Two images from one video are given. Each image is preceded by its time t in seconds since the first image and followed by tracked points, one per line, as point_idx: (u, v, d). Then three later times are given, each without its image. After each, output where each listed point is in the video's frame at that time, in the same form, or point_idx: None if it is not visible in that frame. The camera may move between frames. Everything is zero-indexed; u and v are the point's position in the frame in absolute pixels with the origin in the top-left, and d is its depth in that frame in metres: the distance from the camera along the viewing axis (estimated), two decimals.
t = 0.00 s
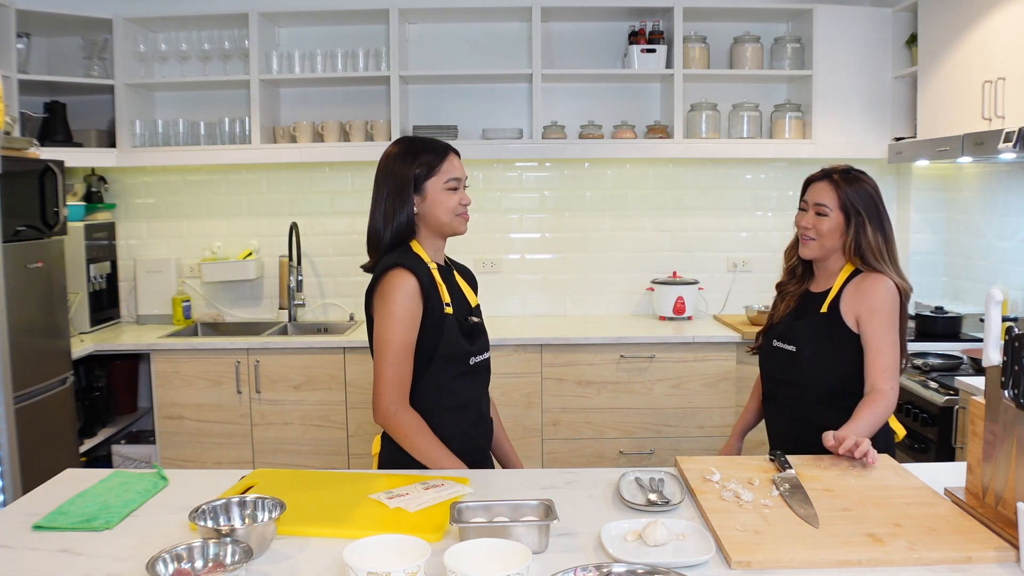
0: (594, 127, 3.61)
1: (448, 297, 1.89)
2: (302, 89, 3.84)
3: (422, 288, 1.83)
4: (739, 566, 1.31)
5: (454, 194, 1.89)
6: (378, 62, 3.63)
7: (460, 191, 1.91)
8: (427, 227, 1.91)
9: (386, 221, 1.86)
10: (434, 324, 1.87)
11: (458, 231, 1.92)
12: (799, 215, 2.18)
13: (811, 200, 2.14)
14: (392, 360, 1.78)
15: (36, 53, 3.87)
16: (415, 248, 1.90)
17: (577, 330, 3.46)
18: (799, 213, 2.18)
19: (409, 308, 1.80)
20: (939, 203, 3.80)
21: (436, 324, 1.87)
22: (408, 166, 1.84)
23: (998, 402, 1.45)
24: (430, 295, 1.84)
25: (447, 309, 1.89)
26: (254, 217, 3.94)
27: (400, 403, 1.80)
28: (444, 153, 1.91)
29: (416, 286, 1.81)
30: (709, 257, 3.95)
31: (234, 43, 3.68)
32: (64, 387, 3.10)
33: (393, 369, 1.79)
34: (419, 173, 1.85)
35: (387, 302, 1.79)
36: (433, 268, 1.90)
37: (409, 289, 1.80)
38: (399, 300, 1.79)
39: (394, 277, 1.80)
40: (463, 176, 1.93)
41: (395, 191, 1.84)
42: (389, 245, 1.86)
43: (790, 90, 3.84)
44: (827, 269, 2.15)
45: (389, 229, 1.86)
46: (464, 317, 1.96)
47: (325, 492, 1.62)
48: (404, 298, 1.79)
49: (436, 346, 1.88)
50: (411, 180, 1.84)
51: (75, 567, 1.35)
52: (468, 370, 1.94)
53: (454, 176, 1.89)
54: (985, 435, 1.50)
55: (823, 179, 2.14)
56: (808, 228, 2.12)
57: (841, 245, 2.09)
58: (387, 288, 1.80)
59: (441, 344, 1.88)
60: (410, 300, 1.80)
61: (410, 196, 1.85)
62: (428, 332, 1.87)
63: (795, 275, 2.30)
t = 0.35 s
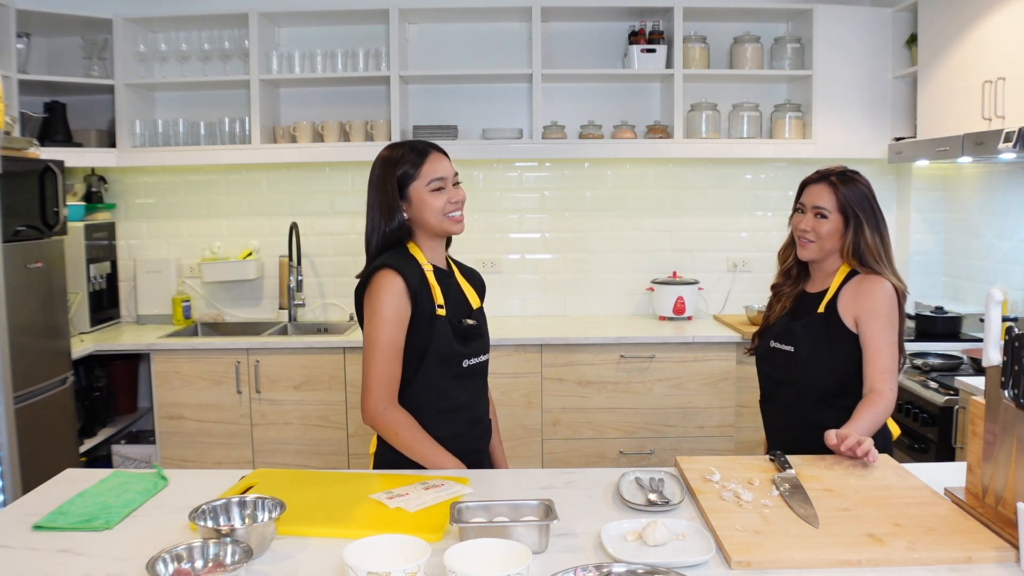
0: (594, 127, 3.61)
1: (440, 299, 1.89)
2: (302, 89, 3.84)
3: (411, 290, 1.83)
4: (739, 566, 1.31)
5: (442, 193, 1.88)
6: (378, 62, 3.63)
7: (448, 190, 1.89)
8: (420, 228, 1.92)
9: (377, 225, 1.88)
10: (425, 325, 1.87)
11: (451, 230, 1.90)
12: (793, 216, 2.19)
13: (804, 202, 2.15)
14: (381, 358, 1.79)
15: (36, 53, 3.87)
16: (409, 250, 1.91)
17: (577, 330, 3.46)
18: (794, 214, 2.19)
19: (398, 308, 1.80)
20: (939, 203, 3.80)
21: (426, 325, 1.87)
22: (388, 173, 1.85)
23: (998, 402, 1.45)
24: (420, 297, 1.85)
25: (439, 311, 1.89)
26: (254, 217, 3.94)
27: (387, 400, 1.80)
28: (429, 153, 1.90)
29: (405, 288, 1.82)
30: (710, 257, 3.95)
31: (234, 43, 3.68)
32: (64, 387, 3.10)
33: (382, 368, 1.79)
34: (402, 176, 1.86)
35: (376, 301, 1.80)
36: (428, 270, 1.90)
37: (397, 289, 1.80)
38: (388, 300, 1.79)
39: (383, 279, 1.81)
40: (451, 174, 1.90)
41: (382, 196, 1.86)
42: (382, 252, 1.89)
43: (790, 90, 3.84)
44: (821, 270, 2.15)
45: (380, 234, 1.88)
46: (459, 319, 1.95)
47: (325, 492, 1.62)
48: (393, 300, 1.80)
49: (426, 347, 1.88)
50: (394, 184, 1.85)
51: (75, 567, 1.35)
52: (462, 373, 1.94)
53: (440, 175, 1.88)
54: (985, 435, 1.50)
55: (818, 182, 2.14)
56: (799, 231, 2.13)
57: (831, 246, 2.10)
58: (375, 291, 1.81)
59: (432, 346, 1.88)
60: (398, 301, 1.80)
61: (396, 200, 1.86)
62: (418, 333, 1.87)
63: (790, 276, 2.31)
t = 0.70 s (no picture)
0: (594, 127, 3.61)
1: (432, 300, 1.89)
2: (302, 89, 3.84)
3: (403, 289, 1.83)
4: (739, 566, 1.31)
5: (431, 191, 1.89)
6: (378, 62, 3.63)
7: (439, 188, 1.90)
8: (412, 227, 1.93)
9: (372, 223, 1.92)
10: (418, 326, 1.87)
11: (440, 228, 1.90)
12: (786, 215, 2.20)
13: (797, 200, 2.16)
14: (371, 358, 1.78)
15: (36, 53, 3.87)
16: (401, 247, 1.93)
17: (577, 330, 3.47)
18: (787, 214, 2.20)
19: (390, 308, 1.81)
20: (939, 204, 3.80)
21: (419, 326, 1.87)
22: (382, 170, 1.90)
23: (998, 402, 1.45)
24: (413, 296, 1.85)
25: (432, 312, 1.89)
26: (254, 217, 3.94)
27: (378, 401, 1.80)
28: (425, 153, 1.93)
29: (396, 286, 1.82)
30: (710, 257, 3.95)
31: (234, 43, 3.68)
32: (64, 388, 3.10)
33: (371, 368, 1.78)
34: (394, 173, 1.90)
35: (368, 301, 1.80)
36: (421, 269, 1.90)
37: (389, 289, 1.81)
38: (380, 300, 1.80)
39: (373, 276, 1.82)
40: (443, 172, 1.91)
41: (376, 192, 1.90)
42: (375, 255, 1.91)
43: (790, 90, 3.84)
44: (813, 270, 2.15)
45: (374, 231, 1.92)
46: (452, 321, 1.95)
47: (325, 491, 1.62)
48: (384, 299, 1.80)
49: (419, 349, 1.88)
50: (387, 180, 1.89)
51: (75, 567, 1.35)
52: (456, 374, 1.93)
53: (431, 173, 1.90)
54: (985, 435, 1.50)
55: (808, 179, 2.15)
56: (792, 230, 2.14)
57: (825, 245, 2.09)
58: (367, 289, 1.81)
59: (425, 347, 1.88)
60: (389, 299, 1.80)
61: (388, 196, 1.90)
62: (411, 335, 1.87)
63: (779, 280, 2.31)
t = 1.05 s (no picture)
0: (593, 127, 3.61)
1: (423, 298, 1.88)
2: (302, 89, 3.84)
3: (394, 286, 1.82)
4: (739, 566, 1.31)
5: (418, 189, 1.89)
6: (378, 62, 3.63)
7: (426, 186, 1.90)
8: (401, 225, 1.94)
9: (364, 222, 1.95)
10: (414, 325, 1.86)
11: (424, 227, 1.89)
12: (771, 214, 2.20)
13: (784, 198, 2.17)
14: (373, 357, 1.78)
15: (36, 53, 3.87)
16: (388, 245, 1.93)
17: (576, 330, 3.47)
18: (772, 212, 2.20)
19: (387, 307, 1.80)
20: (939, 204, 3.80)
21: (415, 325, 1.87)
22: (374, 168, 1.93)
23: (998, 402, 1.45)
24: (407, 296, 1.85)
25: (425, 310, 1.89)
26: (254, 217, 3.94)
27: (379, 402, 1.79)
28: (417, 153, 1.94)
29: (393, 284, 1.81)
30: (710, 257, 3.95)
31: (234, 43, 3.68)
32: (64, 387, 3.10)
33: (374, 367, 1.78)
34: (384, 171, 1.92)
35: (364, 302, 1.79)
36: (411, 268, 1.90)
37: (385, 288, 1.80)
38: (377, 300, 1.79)
39: (364, 273, 1.81)
40: (433, 171, 1.92)
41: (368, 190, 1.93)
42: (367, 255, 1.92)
43: (790, 90, 3.84)
44: (801, 269, 2.16)
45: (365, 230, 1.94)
46: (446, 320, 1.95)
47: (325, 491, 1.62)
48: (381, 298, 1.80)
49: (417, 348, 1.88)
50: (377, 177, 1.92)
51: (75, 567, 1.35)
52: (456, 371, 1.94)
53: (420, 172, 1.90)
54: (985, 435, 1.50)
55: (797, 176, 2.16)
56: (779, 227, 2.14)
57: (814, 242, 2.10)
58: (361, 286, 1.81)
59: (423, 345, 1.87)
60: (380, 296, 1.80)
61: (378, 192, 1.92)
62: (408, 335, 1.87)
63: (758, 282, 2.30)
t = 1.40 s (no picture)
0: (593, 127, 3.61)
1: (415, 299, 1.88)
2: (302, 89, 3.84)
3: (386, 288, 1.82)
4: (739, 566, 1.31)
5: (413, 191, 1.89)
6: (378, 62, 3.62)
7: (421, 188, 1.90)
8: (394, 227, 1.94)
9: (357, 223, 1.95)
10: (408, 327, 1.86)
11: (417, 228, 1.89)
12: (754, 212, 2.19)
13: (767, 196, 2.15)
14: (367, 361, 1.77)
15: (36, 53, 3.87)
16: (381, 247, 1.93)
17: (576, 330, 3.47)
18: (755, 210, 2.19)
19: (380, 309, 1.79)
20: (939, 204, 3.80)
21: (409, 326, 1.87)
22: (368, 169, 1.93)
23: (998, 402, 1.45)
24: (398, 296, 1.84)
25: (418, 312, 1.88)
26: (254, 217, 3.94)
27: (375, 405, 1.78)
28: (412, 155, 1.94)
29: (383, 286, 1.80)
30: (710, 257, 3.95)
31: (234, 43, 3.68)
32: (64, 388, 3.10)
33: (370, 369, 1.77)
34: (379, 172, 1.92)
35: (357, 305, 1.78)
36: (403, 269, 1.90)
37: (377, 290, 1.79)
38: (369, 302, 1.78)
39: (356, 275, 1.81)
40: (428, 173, 1.92)
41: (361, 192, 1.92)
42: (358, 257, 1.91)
43: (790, 89, 3.84)
44: (783, 268, 2.15)
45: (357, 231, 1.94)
46: (439, 320, 1.95)
47: (325, 491, 1.62)
48: (373, 300, 1.78)
49: (412, 349, 1.88)
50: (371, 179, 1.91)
51: (74, 567, 1.35)
52: (453, 372, 1.95)
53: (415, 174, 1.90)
54: (985, 435, 1.50)
55: (778, 174, 2.15)
56: (762, 227, 2.12)
57: (795, 241, 2.09)
58: (353, 289, 1.79)
59: (419, 346, 1.88)
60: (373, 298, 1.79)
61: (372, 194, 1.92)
62: (403, 338, 1.87)
63: (740, 282, 2.30)
